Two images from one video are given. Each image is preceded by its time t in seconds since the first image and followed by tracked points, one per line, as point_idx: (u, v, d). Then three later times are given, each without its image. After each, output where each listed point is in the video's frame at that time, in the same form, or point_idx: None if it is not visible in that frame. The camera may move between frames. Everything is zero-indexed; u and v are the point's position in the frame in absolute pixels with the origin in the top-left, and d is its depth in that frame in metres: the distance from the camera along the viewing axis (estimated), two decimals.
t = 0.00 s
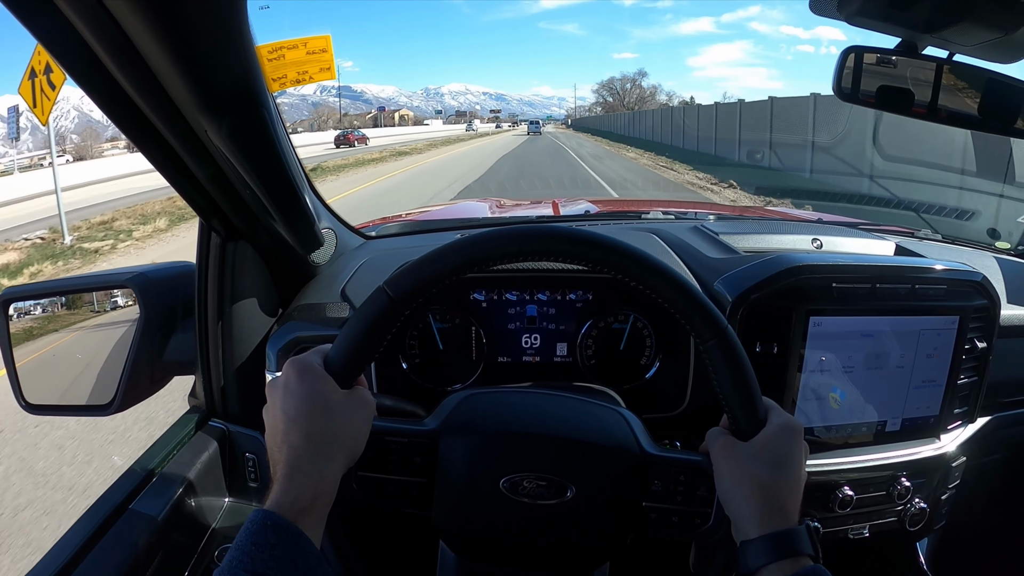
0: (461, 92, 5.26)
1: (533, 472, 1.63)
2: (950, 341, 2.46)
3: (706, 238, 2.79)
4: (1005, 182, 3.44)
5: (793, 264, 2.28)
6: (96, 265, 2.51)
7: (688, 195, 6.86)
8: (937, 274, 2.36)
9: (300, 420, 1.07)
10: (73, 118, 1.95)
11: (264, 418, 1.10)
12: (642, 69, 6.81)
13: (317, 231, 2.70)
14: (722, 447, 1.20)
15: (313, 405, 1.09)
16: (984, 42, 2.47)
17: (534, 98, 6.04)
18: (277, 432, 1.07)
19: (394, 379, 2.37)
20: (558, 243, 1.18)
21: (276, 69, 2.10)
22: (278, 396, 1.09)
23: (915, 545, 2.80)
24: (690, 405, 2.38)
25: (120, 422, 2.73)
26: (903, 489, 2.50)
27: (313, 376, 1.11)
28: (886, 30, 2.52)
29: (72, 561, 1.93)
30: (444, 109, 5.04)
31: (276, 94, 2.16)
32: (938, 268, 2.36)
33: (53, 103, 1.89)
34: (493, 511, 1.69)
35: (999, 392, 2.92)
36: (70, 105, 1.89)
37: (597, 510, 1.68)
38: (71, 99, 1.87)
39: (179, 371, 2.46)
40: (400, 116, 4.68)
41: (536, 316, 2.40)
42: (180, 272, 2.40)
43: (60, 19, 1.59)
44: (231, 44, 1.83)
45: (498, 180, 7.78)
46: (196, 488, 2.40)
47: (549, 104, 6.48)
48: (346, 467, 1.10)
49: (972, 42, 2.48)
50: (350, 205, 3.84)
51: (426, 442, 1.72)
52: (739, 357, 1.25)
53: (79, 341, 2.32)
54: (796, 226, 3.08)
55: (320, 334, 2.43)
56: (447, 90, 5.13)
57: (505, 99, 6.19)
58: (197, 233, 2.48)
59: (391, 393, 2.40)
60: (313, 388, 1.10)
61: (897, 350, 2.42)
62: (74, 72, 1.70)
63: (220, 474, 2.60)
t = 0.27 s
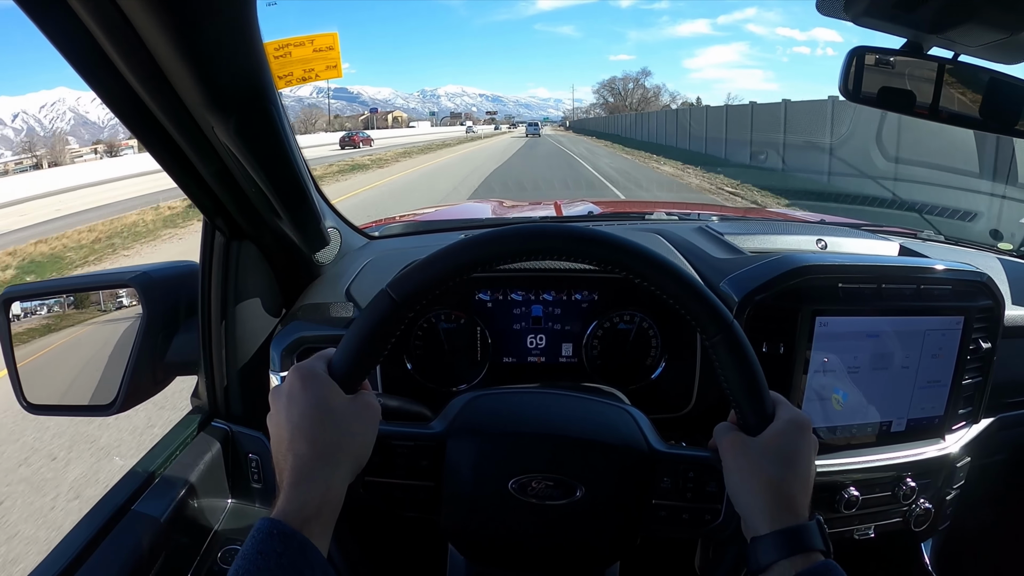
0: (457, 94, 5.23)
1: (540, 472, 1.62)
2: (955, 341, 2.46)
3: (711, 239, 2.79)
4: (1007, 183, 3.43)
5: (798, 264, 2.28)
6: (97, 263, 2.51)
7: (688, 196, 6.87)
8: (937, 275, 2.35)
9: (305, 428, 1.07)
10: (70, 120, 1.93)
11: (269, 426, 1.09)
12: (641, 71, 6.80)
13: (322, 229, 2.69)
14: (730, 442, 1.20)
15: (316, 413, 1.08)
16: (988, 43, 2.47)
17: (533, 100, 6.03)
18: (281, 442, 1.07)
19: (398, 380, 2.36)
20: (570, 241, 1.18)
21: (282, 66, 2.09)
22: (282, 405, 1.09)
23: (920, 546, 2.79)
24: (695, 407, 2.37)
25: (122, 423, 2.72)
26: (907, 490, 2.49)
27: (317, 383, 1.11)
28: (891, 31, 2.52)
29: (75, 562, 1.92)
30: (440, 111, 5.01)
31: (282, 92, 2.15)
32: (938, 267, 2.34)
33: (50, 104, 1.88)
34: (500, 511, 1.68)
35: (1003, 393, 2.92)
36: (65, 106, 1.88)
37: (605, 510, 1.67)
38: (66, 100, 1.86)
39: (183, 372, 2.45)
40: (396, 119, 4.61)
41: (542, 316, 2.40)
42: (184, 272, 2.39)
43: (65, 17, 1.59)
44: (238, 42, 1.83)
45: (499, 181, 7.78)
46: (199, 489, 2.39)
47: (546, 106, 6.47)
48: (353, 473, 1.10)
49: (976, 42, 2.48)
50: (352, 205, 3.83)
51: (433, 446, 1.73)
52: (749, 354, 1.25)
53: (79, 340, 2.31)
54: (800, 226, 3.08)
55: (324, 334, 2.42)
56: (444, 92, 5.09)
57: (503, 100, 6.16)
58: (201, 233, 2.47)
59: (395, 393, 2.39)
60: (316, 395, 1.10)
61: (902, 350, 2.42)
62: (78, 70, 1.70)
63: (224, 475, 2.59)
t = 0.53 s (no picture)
0: (454, 96, 5.17)
1: (532, 475, 1.63)
2: (950, 343, 2.46)
3: (707, 241, 2.79)
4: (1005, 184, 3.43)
5: (793, 266, 2.29)
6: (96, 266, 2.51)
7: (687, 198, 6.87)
8: (937, 276, 2.35)
9: (299, 432, 1.07)
10: (66, 121, 1.93)
11: (262, 432, 1.09)
12: (639, 72, 6.79)
13: (316, 233, 2.70)
14: (721, 444, 1.20)
15: (309, 419, 1.09)
16: (984, 45, 2.47)
17: (529, 102, 6.03)
18: (275, 446, 1.06)
19: (394, 382, 2.37)
20: (557, 245, 1.18)
21: (276, 71, 2.10)
22: (276, 409, 1.09)
23: (916, 549, 2.80)
24: (690, 409, 2.37)
25: (119, 426, 2.72)
26: (903, 492, 2.49)
27: (309, 389, 1.12)
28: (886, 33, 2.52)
29: (71, 564, 1.92)
30: (435, 113, 4.97)
31: (277, 97, 2.15)
32: (938, 269, 2.35)
33: (45, 106, 1.86)
34: (493, 514, 1.68)
35: (999, 395, 2.92)
36: (62, 107, 1.86)
37: (598, 513, 1.67)
38: (63, 102, 1.85)
39: (179, 374, 2.45)
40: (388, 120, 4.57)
41: (536, 319, 2.40)
42: (180, 275, 2.39)
43: (59, 21, 1.59)
44: (232, 46, 1.83)
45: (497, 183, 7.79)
46: (195, 491, 2.39)
47: (542, 108, 6.46)
48: (347, 477, 1.10)
49: (971, 44, 2.48)
50: (349, 208, 3.84)
51: (424, 449, 1.72)
52: (738, 356, 1.25)
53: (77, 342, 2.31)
54: (796, 228, 3.08)
55: (320, 337, 2.43)
56: (440, 93, 5.02)
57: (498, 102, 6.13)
58: (197, 236, 2.48)
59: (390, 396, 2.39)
60: (310, 400, 1.10)
61: (897, 353, 2.42)
62: (74, 73, 1.70)
63: (220, 477, 2.60)
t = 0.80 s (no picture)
0: (451, 97, 5.13)
1: (530, 477, 1.63)
2: (948, 343, 2.46)
3: (704, 242, 2.79)
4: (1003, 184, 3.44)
5: (790, 267, 2.29)
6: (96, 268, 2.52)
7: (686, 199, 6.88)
8: (938, 277, 2.36)
9: (296, 436, 1.07)
10: (62, 122, 1.94)
11: (261, 435, 1.10)
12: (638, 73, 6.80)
13: (315, 236, 2.71)
14: (717, 444, 1.21)
15: (307, 425, 1.09)
16: (980, 45, 2.48)
17: (527, 103, 6.03)
18: (273, 450, 1.07)
19: (393, 384, 2.38)
20: (553, 247, 1.19)
21: (273, 76, 2.10)
22: (273, 415, 1.09)
23: (915, 548, 2.80)
24: (688, 410, 2.38)
25: (118, 429, 2.73)
26: (901, 491, 2.50)
27: (308, 393, 1.12)
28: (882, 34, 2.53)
29: (71, 566, 1.93)
30: (432, 114, 4.93)
31: (273, 101, 2.16)
32: (938, 270, 2.35)
33: (42, 107, 1.86)
34: (490, 516, 1.68)
35: (997, 394, 2.93)
36: (58, 108, 1.87)
37: (595, 514, 1.68)
38: (60, 103, 1.85)
39: (179, 376, 2.46)
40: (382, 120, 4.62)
41: (534, 320, 2.41)
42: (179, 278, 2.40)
43: (56, 27, 1.60)
44: (229, 51, 1.83)
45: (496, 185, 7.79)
46: (195, 493, 2.40)
47: (540, 109, 6.46)
48: (344, 480, 1.11)
49: (967, 44, 2.49)
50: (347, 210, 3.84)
51: (422, 451, 1.73)
52: (734, 357, 1.26)
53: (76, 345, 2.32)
54: (794, 229, 3.08)
55: (319, 339, 2.43)
56: (437, 95, 4.96)
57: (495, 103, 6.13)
58: (196, 239, 2.48)
59: (389, 398, 2.40)
60: (308, 404, 1.11)
61: (895, 353, 2.42)
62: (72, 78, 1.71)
63: (220, 480, 2.60)
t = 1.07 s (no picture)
0: (446, 101, 5.15)
1: (524, 480, 1.65)
2: (941, 345, 2.48)
3: (699, 246, 2.81)
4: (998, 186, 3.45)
5: (783, 271, 2.30)
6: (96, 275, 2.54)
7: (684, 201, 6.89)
8: (940, 279, 2.37)
9: (293, 440, 1.09)
10: (58, 126, 1.93)
11: (258, 438, 1.12)
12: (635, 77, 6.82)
13: (311, 243, 2.73)
14: (709, 449, 1.22)
15: (304, 427, 1.11)
16: (970, 48, 2.50)
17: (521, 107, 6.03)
18: (271, 453, 1.09)
19: (389, 390, 2.39)
20: (542, 255, 1.20)
21: (268, 85, 2.12)
22: (271, 419, 1.11)
23: (911, 549, 2.81)
24: (682, 413, 2.41)
25: (117, 435, 2.75)
26: (896, 493, 2.51)
27: (304, 398, 1.14)
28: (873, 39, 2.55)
29: (70, 572, 1.94)
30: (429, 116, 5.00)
31: (269, 109, 2.17)
32: (939, 273, 2.36)
33: (37, 111, 1.86)
34: (485, 520, 1.69)
35: (992, 395, 2.94)
36: (55, 112, 1.88)
37: (588, 517, 1.69)
38: (56, 106, 1.85)
39: (177, 382, 2.48)
40: (374, 124, 4.67)
41: (529, 325, 2.42)
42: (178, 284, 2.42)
43: (53, 39, 1.62)
44: (225, 60, 1.85)
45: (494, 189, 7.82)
46: (194, 498, 2.41)
47: (536, 112, 6.47)
48: (340, 482, 1.12)
49: (958, 48, 2.50)
50: (343, 216, 3.86)
51: (417, 455, 1.75)
52: (725, 362, 1.27)
53: (80, 349, 2.36)
54: (790, 232, 3.09)
55: (316, 345, 2.45)
56: (433, 98, 5.12)
57: (491, 107, 6.13)
58: (194, 246, 2.50)
59: (385, 403, 2.41)
60: (304, 408, 1.12)
61: (889, 356, 2.44)
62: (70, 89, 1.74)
63: (219, 485, 2.62)
